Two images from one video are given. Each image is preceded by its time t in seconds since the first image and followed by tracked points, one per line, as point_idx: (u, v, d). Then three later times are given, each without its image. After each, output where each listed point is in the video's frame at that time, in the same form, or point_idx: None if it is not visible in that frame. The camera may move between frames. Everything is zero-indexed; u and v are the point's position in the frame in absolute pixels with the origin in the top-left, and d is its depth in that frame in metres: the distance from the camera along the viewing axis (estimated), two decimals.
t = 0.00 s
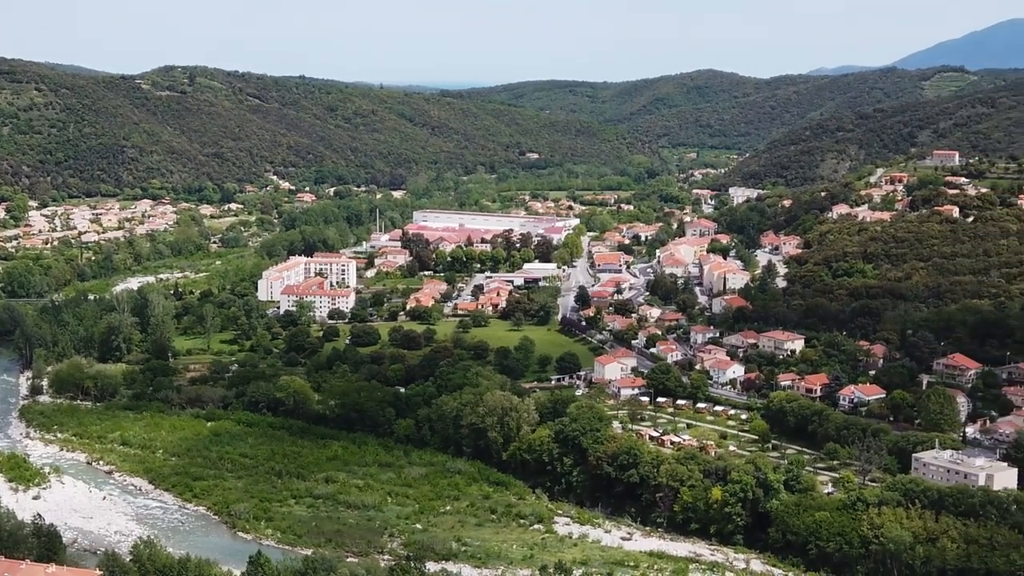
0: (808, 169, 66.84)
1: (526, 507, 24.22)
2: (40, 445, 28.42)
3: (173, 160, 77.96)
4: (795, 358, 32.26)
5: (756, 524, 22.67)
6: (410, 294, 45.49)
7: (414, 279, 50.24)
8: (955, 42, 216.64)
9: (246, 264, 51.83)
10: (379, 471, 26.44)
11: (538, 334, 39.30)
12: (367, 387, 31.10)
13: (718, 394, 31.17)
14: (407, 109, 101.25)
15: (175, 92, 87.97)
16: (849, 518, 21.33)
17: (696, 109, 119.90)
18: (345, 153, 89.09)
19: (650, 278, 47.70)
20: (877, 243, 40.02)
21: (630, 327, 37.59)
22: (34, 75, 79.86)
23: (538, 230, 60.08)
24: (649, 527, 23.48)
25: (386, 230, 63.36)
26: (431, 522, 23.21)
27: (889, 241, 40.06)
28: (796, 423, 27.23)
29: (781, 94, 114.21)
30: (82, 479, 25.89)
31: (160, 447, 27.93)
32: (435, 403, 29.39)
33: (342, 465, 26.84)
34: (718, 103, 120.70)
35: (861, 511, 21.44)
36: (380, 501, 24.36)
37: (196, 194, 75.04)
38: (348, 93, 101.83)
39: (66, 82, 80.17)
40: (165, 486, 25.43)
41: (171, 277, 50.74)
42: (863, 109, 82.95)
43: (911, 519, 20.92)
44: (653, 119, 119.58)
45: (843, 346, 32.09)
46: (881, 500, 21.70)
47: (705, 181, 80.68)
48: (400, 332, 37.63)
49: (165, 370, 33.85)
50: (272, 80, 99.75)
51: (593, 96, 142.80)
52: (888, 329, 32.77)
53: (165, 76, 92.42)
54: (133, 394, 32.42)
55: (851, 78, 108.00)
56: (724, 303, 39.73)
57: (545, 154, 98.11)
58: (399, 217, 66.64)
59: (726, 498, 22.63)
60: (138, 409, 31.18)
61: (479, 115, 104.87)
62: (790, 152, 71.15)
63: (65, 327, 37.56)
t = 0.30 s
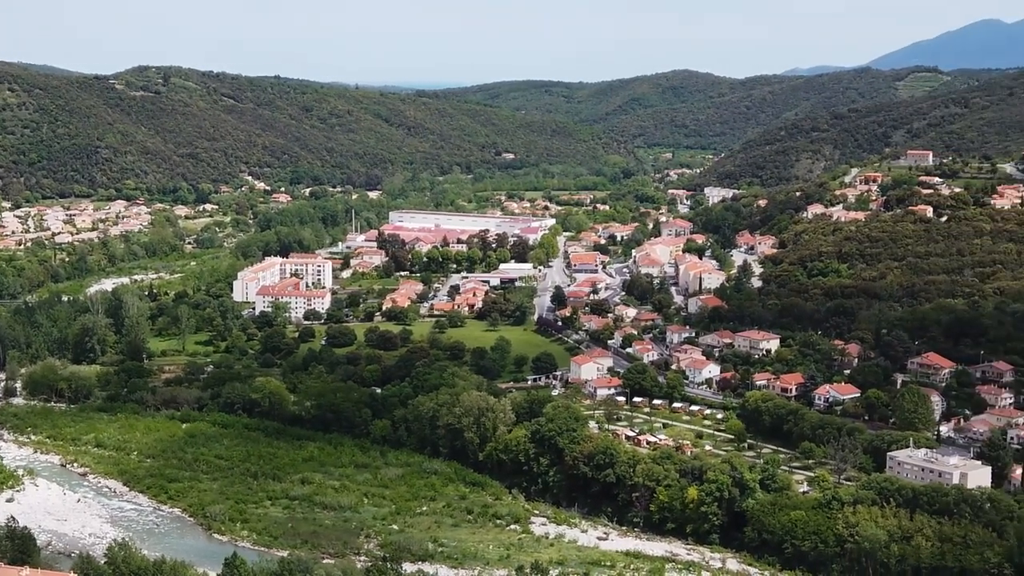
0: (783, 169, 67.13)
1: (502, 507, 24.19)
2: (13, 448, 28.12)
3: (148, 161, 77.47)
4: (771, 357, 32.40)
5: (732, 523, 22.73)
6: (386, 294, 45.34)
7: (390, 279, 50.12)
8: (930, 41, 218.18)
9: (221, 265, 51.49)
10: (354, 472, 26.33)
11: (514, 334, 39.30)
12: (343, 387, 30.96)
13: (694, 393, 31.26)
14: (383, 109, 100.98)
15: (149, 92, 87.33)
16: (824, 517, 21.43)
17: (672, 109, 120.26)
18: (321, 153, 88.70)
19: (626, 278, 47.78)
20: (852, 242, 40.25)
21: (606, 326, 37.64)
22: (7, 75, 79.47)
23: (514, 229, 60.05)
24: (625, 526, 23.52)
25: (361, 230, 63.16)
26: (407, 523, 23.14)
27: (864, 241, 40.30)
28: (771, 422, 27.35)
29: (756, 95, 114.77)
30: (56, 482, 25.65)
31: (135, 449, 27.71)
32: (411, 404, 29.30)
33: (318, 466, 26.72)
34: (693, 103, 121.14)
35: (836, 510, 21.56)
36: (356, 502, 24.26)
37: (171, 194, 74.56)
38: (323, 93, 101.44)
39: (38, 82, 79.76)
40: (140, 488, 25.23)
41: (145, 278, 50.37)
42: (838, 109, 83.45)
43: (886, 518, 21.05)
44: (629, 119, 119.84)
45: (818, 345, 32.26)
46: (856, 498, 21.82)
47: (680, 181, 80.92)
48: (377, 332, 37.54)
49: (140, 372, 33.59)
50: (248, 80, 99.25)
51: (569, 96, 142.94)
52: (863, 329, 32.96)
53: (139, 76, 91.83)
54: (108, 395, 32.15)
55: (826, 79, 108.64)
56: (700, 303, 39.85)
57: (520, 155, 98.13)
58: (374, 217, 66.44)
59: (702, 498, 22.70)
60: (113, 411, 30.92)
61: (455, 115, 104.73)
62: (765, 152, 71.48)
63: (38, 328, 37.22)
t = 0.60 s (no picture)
0: (757, 169, 67.45)
1: (478, 507, 24.15)
2: None
3: (121, 161, 76.91)
4: (745, 356, 32.53)
5: (707, 522, 22.78)
6: (361, 295, 45.20)
7: (365, 280, 49.97)
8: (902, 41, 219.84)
9: (195, 266, 51.16)
10: (330, 473, 26.21)
11: (490, 334, 39.27)
12: (318, 388, 30.82)
13: (669, 393, 31.34)
14: (358, 109, 100.68)
15: (122, 92, 86.59)
16: (799, 515, 21.54)
17: (647, 109, 120.58)
18: (296, 153, 88.21)
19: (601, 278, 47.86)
20: (826, 242, 40.49)
21: (581, 326, 37.68)
22: None
23: (489, 230, 60.01)
24: (601, 526, 23.54)
25: (336, 231, 62.93)
26: (383, 524, 23.06)
27: (838, 241, 40.55)
28: (746, 421, 27.47)
29: (731, 95, 115.27)
30: (29, 484, 25.39)
31: (109, 451, 27.47)
32: (387, 404, 29.20)
33: (293, 467, 26.59)
34: (668, 103, 121.54)
35: (811, 509, 21.67)
36: (331, 503, 24.15)
37: (144, 195, 74.03)
38: (297, 93, 100.96)
39: (10, 82, 78.91)
40: (113, 490, 25.00)
41: (119, 279, 49.99)
42: (812, 109, 83.95)
43: (860, 516, 21.15)
44: (604, 120, 120.05)
45: (793, 344, 32.42)
46: (831, 497, 21.95)
47: (655, 181, 81.15)
48: (352, 333, 37.40)
49: (113, 373, 33.31)
50: (222, 80, 98.66)
51: (544, 96, 143.10)
52: (837, 328, 33.16)
53: (111, 75, 91.10)
54: (81, 397, 31.86)
55: (800, 79, 109.26)
56: (675, 302, 39.96)
57: (495, 155, 98.11)
58: (350, 218, 66.22)
59: (677, 497, 22.76)
60: (86, 413, 30.64)
61: (430, 115, 104.57)
62: (739, 152, 71.82)
63: (10, 330, 36.84)
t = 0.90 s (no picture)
0: (731, 168, 67.76)
1: (453, 508, 24.10)
2: None
3: (93, 162, 76.32)
4: (720, 356, 32.66)
5: (683, 522, 22.84)
6: (336, 295, 45.04)
7: (340, 280, 49.79)
8: (875, 41, 221.27)
9: (169, 266, 50.79)
10: (305, 474, 26.09)
11: (465, 334, 39.23)
12: (293, 389, 30.66)
13: (644, 393, 31.42)
14: (332, 109, 100.30)
15: (95, 92, 85.76)
16: (774, 514, 21.64)
17: (622, 109, 120.85)
18: (271, 154, 87.45)
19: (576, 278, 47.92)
20: (799, 242, 40.73)
21: (557, 326, 37.70)
22: None
23: (464, 230, 59.96)
24: (576, 526, 23.57)
25: (311, 232, 62.65)
26: (358, 525, 22.97)
27: (812, 240, 40.79)
28: (721, 420, 27.58)
29: (705, 95, 115.79)
30: (2, 487, 25.12)
31: (81, 453, 27.21)
32: (362, 405, 29.10)
33: (268, 468, 26.43)
34: (642, 103, 121.90)
35: (785, 507, 21.77)
36: (306, 504, 24.03)
37: (117, 196, 73.46)
38: (271, 93, 100.44)
39: None
40: (87, 493, 24.77)
41: (91, 280, 49.58)
42: (785, 109, 84.45)
43: (834, 515, 21.29)
44: (578, 119, 120.27)
45: (767, 344, 32.57)
46: (805, 496, 22.06)
47: (630, 181, 81.37)
48: (327, 334, 37.24)
49: (86, 375, 32.99)
50: (195, 80, 98.01)
51: (519, 96, 143.16)
52: (811, 328, 33.36)
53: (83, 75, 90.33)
54: (54, 399, 31.54)
55: (773, 79, 109.85)
56: (649, 302, 40.06)
57: (470, 155, 98.06)
58: (324, 219, 65.94)
59: (653, 497, 22.82)
60: (59, 415, 30.34)
61: (404, 116, 104.36)
62: (713, 152, 72.13)
63: None
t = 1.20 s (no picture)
0: (705, 168, 68.08)
1: (428, 509, 24.02)
2: None
3: (64, 163, 75.61)
4: (695, 356, 32.78)
5: (657, 521, 22.88)
6: (310, 296, 44.85)
7: (314, 281, 49.58)
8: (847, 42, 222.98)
9: (141, 268, 50.38)
10: (279, 476, 25.94)
11: (439, 335, 39.15)
12: (267, 390, 30.47)
13: (619, 393, 31.47)
14: (306, 110, 99.87)
15: (66, 92, 84.94)
16: (748, 514, 21.73)
17: (596, 109, 121.05)
18: (243, 154, 86.99)
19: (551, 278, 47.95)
20: (773, 242, 40.96)
21: (531, 327, 37.72)
22: None
23: (438, 231, 59.84)
24: (551, 526, 23.58)
25: (285, 233, 62.36)
26: (333, 526, 22.86)
27: (785, 240, 41.03)
28: (695, 420, 27.67)
29: (679, 95, 116.23)
30: None
31: (53, 455, 26.93)
32: (336, 406, 28.97)
33: (243, 470, 26.26)
34: (617, 104, 122.21)
35: (759, 506, 21.86)
36: (281, 506, 23.89)
37: (89, 197, 72.83)
38: (244, 93, 99.86)
39: None
40: (59, 495, 24.52)
41: (63, 282, 49.10)
42: (758, 109, 84.93)
43: (808, 513, 21.40)
44: (552, 120, 120.35)
45: (741, 343, 32.72)
46: (779, 495, 22.17)
47: (604, 181, 81.55)
48: (301, 335, 37.05)
49: (58, 377, 32.64)
50: (167, 80, 97.28)
51: (493, 97, 143.19)
52: (784, 328, 33.54)
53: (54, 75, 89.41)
54: (25, 401, 31.19)
55: (747, 80, 110.43)
56: (624, 302, 40.14)
57: (444, 155, 97.98)
58: (298, 220, 65.64)
59: (627, 497, 22.87)
60: (30, 417, 30.01)
61: (378, 116, 104.07)
62: (687, 152, 72.42)
63: None
